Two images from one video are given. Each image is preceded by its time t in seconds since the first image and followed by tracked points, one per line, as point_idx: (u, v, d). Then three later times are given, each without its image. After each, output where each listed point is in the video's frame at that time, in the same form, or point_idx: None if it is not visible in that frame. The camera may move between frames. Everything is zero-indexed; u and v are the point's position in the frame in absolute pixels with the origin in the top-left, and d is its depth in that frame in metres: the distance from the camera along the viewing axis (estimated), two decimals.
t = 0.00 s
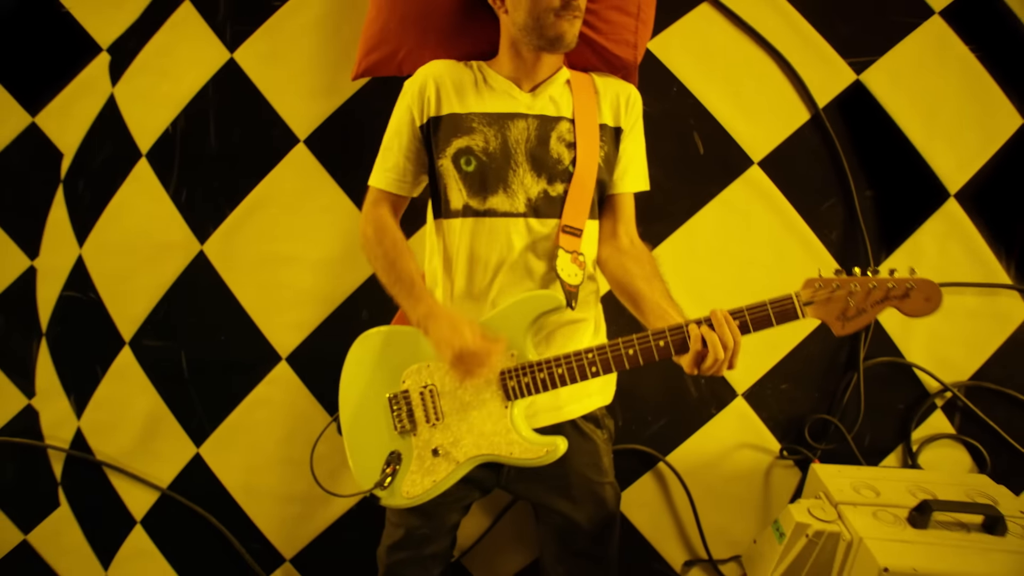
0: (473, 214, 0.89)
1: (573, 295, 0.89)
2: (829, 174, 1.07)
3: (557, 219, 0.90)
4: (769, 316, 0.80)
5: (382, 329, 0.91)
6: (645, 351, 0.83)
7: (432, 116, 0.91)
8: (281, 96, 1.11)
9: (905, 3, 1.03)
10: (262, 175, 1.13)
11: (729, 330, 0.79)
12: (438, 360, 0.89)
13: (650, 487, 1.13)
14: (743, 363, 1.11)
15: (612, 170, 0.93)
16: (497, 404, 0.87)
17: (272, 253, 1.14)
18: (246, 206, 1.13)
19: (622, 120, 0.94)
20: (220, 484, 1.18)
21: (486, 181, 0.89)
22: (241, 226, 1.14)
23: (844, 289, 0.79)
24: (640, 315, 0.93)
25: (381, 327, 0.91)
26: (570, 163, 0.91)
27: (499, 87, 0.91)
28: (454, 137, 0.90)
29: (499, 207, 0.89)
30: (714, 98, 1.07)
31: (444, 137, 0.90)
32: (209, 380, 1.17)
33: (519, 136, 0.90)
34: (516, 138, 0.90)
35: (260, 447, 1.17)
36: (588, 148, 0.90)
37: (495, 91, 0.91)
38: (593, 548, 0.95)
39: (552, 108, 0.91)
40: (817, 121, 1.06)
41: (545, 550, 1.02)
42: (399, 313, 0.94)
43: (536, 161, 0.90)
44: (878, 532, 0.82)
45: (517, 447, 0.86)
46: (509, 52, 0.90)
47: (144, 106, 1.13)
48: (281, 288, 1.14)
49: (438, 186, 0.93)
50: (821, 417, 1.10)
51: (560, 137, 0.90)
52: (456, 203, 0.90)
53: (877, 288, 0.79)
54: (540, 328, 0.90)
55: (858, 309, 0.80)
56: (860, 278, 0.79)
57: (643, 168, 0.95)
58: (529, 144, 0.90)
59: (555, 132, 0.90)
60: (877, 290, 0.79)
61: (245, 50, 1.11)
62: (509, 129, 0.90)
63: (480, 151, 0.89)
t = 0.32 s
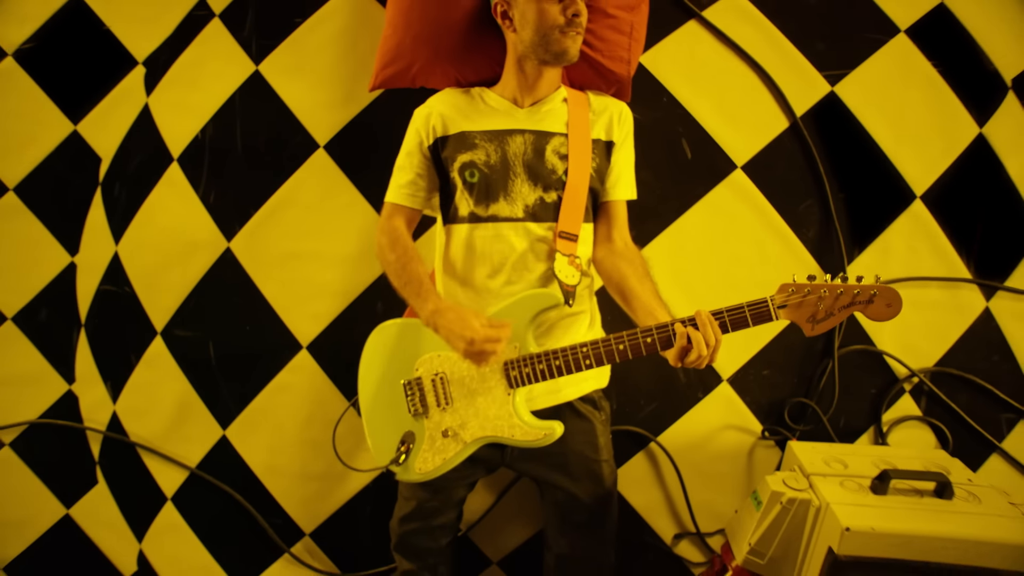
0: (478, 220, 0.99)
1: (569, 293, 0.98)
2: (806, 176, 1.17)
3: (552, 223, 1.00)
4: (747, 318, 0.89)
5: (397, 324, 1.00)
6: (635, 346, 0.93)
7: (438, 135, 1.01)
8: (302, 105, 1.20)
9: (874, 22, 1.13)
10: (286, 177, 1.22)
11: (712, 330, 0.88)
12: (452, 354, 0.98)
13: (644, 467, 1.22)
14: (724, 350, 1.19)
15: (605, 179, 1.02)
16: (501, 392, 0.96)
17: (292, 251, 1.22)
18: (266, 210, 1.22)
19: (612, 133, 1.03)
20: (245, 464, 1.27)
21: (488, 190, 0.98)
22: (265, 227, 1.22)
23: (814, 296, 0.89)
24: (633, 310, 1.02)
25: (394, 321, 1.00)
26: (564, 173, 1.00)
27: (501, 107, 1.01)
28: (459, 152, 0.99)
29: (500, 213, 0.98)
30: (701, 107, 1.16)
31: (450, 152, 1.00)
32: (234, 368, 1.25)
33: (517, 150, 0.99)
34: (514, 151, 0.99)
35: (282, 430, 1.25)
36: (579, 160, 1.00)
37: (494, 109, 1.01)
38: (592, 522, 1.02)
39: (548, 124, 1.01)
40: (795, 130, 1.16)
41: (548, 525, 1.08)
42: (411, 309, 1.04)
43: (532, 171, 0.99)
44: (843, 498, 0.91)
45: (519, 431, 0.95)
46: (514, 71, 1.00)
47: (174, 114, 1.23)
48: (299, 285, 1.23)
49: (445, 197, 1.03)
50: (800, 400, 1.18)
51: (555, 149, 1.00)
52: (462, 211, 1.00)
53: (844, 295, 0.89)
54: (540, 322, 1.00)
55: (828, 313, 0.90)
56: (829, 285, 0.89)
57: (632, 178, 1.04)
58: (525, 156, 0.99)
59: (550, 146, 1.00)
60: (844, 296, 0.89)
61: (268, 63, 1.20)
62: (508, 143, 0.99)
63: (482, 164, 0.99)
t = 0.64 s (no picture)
0: (485, 213, 1.09)
1: (559, 270, 1.08)
2: (786, 178, 1.26)
3: (548, 213, 1.08)
4: (714, 268, 0.99)
5: (410, 314, 1.11)
6: (620, 307, 1.02)
7: (448, 137, 1.12)
8: (320, 111, 1.30)
9: (848, 36, 1.23)
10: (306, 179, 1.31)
11: (685, 281, 0.98)
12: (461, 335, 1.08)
13: (637, 448, 1.30)
14: (713, 338, 1.27)
15: (599, 174, 1.12)
16: (504, 360, 1.07)
17: (309, 247, 1.32)
18: (287, 209, 1.32)
19: (605, 131, 1.13)
20: (267, 446, 1.36)
21: (493, 185, 1.08)
22: (286, 225, 1.32)
23: (770, 242, 0.97)
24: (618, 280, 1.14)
25: (406, 312, 1.10)
26: (563, 168, 1.09)
27: (506, 111, 1.10)
28: (467, 151, 1.09)
29: (505, 206, 1.08)
30: (690, 114, 1.26)
31: (459, 152, 1.10)
32: (257, 356, 1.35)
33: (521, 149, 1.08)
34: (519, 150, 1.08)
35: (302, 414, 1.35)
36: (577, 155, 1.09)
37: (500, 114, 1.10)
38: (584, 496, 1.12)
39: (548, 124, 1.09)
40: (776, 135, 1.25)
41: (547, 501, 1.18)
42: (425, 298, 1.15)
43: (534, 168, 1.08)
44: (815, 469, 1.01)
45: (523, 396, 1.06)
46: (514, 83, 1.09)
47: (203, 120, 1.32)
48: (318, 279, 1.32)
49: (455, 193, 1.13)
50: (781, 385, 1.27)
51: (555, 148, 1.09)
52: (470, 205, 1.10)
53: (797, 238, 0.97)
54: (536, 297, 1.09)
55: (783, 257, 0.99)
56: (782, 231, 0.97)
57: (622, 166, 1.15)
58: (528, 154, 1.08)
59: (551, 145, 1.09)
60: (795, 239, 0.98)
61: (290, 73, 1.30)
62: (513, 143, 1.08)
63: (488, 162, 1.08)
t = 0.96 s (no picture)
0: (490, 217, 1.18)
1: (578, 281, 1.17)
2: (769, 179, 1.35)
3: (551, 215, 1.18)
4: (719, 320, 1.02)
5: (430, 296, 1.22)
6: (623, 334, 1.08)
7: (454, 146, 1.20)
8: (336, 116, 1.39)
9: (827, 48, 1.32)
10: (323, 180, 1.40)
11: (689, 330, 1.03)
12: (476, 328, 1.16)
13: (631, 430, 1.40)
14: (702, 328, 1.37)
15: (596, 179, 1.21)
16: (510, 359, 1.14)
17: (326, 243, 1.41)
18: (306, 208, 1.41)
19: (601, 141, 1.21)
20: (285, 429, 1.45)
21: (497, 192, 1.17)
22: (304, 223, 1.41)
23: (779, 306, 1.01)
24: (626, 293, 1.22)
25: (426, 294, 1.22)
26: (561, 174, 1.18)
27: (507, 121, 1.19)
28: (472, 159, 1.17)
29: (508, 210, 1.17)
30: (681, 119, 1.35)
31: (465, 159, 1.18)
32: (276, 345, 1.44)
33: (520, 158, 1.17)
34: (519, 159, 1.17)
35: (319, 399, 1.44)
36: (574, 163, 1.18)
37: (500, 122, 1.19)
38: (591, 468, 1.21)
39: (546, 133, 1.18)
40: (760, 138, 1.34)
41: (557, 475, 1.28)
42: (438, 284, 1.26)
43: (533, 176, 1.17)
44: (794, 444, 1.11)
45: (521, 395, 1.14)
46: (513, 93, 1.18)
47: (226, 124, 1.41)
48: (334, 272, 1.41)
49: (462, 198, 1.22)
50: (765, 370, 1.37)
51: (553, 157, 1.18)
52: (477, 208, 1.18)
53: (807, 309, 1.01)
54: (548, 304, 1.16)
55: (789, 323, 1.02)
56: (795, 300, 1.01)
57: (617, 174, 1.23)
58: (528, 163, 1.17)
59: (549, 154, 1.17)
60: (806, 310, 1.01)
61: (307, 81, 1.39)
62: (513, 152, 1.17)
63: (492, 170, 1.17)
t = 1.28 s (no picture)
0: (494, 211, 1.27)
1: (563, 263, 1.23)
2: (756, 180, 1.44)
3: (549, 208, 1.27)
4: (692, 279, 1.10)
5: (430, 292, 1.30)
6: (608, 304, 1.16)
7: (461, 147, 1.29)
8: (349, 120, 1.48)
9: (810, 56, 1.41)
10: (338, 180, 1.49)
11: (666, 291, 1.11)
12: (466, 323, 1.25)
13: (627, 415, 1.48)
14: (696, 319, 1.46)
15: (591, 175, 1.30)
16: (509, 339, 1.23)
17: (340, 239, 1.50)
18: (322, 206, 1.50)
19: (598, 141, 1.30)
20: (301, 415, 1.54)
21: (501, 187, 1.26)
22: (320, 220, 1.50)
23: (745, 261, 1.07)
24: (611, 275, 1.28)
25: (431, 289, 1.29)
26: (560, 171, 1.26)
27: (512, 123, 1.27)
28: (478, 159, 1.26)
29: (511, 205, 1.26)
30: (673, 123, 1.44)
31: (471, 158, 1.27)
32: (293, 335, 1.52)
33: (523, 156, 1.26)
34: (522, 158, 1.25)
35: (333, 386, 1.53)
36: (572, 161, 1.26)
37: (505, 124, 1.27)
38: (586, 446, 1.30)
39: (546, 134, 1.27)
40: (747, 141, 1.43)
41: (557, 455, 1.37)
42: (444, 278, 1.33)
43: (534, 172, 1.26)
44: (776, 424, 1.20)
45: (524, 372, 1.23)
46: (518, 96, 1.27)
47: (245, 127, 1.50)
48: (348, 266, 1.50)
49: (468, 194, 1.31)
50: (753, 359, 1.45)
51: (554, 156, 1.26)
52: (482, 203, 1.27)
53: (768, 261, 1.07)
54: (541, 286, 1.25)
55: (755, 274, 1.08)
56: (754, 253, 1.08)
57: (616, 176, 1.31)
58: (529, 162, 1.26)
59: (550, 153, 1.26)
60: (765, 260, 1.08)
61: (323, 87, 1.48)
62: (517, 152, 1.25)
63: (496, 167, 1.25)
